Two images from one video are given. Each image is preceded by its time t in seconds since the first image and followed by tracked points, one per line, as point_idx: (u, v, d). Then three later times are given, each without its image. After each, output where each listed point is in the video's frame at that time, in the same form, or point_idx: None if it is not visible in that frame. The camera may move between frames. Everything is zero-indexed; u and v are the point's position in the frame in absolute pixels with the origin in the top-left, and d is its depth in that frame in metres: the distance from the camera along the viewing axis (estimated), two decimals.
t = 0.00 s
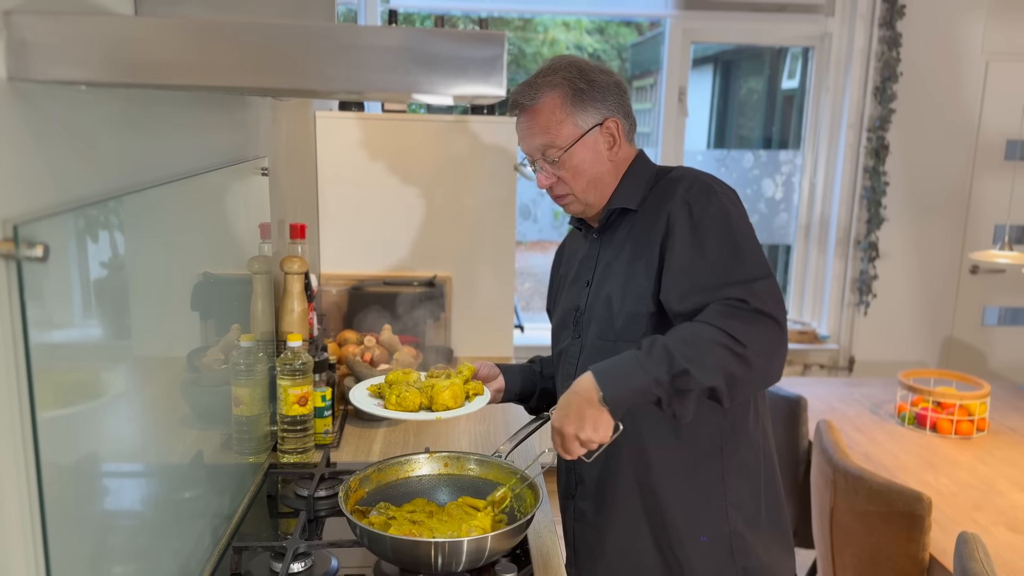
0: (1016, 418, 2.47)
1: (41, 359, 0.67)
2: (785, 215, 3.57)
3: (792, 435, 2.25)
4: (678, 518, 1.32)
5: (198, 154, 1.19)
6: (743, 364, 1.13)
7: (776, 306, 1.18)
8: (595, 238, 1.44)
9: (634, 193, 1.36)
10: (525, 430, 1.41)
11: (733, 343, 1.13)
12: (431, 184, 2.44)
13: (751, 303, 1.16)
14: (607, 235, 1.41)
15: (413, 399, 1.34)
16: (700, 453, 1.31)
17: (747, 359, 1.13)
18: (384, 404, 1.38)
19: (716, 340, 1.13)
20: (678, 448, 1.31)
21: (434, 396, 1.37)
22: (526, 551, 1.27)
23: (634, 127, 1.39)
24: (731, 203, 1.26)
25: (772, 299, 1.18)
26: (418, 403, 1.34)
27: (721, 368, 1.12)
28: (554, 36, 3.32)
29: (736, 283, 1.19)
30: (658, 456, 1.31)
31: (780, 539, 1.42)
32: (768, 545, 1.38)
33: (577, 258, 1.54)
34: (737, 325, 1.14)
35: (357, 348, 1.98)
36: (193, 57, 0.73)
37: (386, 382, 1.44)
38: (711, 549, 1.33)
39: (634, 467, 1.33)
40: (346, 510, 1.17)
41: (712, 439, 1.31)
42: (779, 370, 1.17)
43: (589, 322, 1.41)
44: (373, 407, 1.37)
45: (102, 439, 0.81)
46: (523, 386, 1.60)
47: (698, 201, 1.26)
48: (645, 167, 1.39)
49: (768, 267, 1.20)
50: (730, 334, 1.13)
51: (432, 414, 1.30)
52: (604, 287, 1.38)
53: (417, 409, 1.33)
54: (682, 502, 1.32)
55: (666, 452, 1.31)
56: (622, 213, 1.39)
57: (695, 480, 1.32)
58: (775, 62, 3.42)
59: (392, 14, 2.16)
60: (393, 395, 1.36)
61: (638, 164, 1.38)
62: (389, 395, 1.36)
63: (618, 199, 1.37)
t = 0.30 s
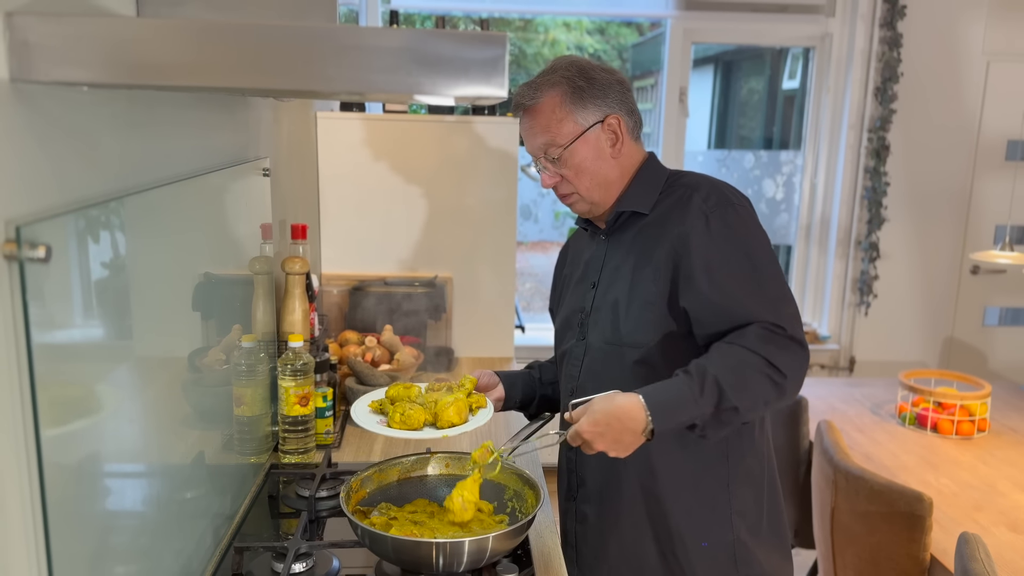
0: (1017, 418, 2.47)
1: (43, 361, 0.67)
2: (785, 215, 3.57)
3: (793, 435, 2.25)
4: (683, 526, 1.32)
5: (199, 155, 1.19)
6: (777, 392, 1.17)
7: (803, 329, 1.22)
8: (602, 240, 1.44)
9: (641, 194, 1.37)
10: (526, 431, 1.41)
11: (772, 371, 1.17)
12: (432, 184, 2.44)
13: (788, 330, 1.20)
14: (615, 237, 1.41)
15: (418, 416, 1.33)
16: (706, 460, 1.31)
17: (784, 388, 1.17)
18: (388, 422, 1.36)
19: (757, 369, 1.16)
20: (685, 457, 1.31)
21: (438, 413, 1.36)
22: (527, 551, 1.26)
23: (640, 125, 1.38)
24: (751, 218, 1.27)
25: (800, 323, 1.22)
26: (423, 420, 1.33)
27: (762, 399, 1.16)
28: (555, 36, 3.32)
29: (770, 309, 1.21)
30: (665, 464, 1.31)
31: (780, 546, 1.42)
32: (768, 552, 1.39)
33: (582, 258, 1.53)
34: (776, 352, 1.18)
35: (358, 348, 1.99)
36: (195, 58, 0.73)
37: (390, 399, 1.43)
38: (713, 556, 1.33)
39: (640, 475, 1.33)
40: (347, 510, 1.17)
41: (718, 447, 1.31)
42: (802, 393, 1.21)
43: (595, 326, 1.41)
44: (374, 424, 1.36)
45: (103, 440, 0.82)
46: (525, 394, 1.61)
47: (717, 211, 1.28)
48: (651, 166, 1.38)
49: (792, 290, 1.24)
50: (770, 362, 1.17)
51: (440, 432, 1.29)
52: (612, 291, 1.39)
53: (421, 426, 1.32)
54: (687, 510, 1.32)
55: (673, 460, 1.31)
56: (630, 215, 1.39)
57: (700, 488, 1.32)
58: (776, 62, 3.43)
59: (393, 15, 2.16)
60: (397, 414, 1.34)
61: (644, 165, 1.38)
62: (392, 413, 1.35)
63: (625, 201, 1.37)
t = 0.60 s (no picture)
0: (1018, 419, 2.47)
1: (44, 361, 0.67)
2: (786, 216, 3.57)
3: (794, 436, 2.25)
4: (685, 531, 1.32)
5: (200, 156, 1.19)
6: (779, 376, 1.17)
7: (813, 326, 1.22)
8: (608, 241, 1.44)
9: (647, 195, 1.36)
10: (526, 432, 1.41)
11: (777, 355, 1.17)
12: (432, 185, 2.44)
13: (798, 319, 1.20)
14: (619, 239, 1.41)
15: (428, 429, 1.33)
16: (709, 465, 1.32)
17: (786, 372, 1.17)
18: (398, 435, 1.39)
19: (759, 349, 1.17)
20: (687, 462, 1.31)
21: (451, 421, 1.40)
22: (526, 551, 1.26)
23: (645, 124, 1.37)
24: (760, 219, 1.27)
25: (812, 320, 1.22)
26: (439, 430, 1.37)
27: (761, 378, 1.16)
28: (556, 36, 3.32)
29: (778, 299, 1.22)
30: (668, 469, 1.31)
31: (781, 552, 1.43)
32: (770, 558, 1.39)
33: (587, 260, 1.53)
34: (781, 337, 1.18)
35: (359, 349, 1.99)
36: (196, 60, 0.74)
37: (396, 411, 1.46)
38: (715, 562, 1.33)
39: (642, 480, 1.33)
40: (347, 511, 1.18)
41: (721, 452, 1.32)
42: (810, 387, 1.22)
43: (599, 326, 1.41)
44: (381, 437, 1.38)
45: (103, 439, 0.82)
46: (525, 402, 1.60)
47: (726, 213, 1.27)
48: (656, 165, 1.38)
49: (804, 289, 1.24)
50: (774, 346, 1.17)
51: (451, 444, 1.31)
52: (616, 294, 1.39)
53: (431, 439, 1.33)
54: (690, 515, 1.32)
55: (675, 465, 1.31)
56: (635, 216, 1.39)
57: (701, 493, 1.32)
58: (776, 63, 3.43)
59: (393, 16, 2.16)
60: (407, 424, 1.39)
61: (649, 165, 1.38)
62: (403, 424, 1.38)
63: (630, 201, 1.37)
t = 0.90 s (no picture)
0: (1018, 419, 2.47)
1: (44, 360, 0.67)
2: (787, 216, 3.57)
3: (795, 436, 2.24)
4: (683, 535, 1.32)
5: (200, 156, 1.19)
6: (730, 354, 1.12)
7: (784, 315, 1.16)
8: (610, 242, 1.44)
9: (648, 195, 1.36)
10: (527, 433, 1.41)
11: (727, 331, 1.12)
12: (433, 185, 2.44)
13: (757, 300, 1.15)
14: (622, 240, 1.42)
15: (444, 427, 1.34)
16: (710, 469, 1.32)
17: (737, 349, 1.12)
18: (412, 433, 1.36)
19: (709, 320, 1.12)
20: (687, 466, 1.31)
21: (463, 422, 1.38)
22: (527, 551, 1.26)
23: (651, 124, 1.37)
24: (750, 215, 1.25)
25: (781, 308, 1.17)
26: (450, 430, 1.34)
27: (708, 350, 1.11)
28: (556, 36, 3.31)
29: (743, 280, 1.18)
30: (667, 472, 1.31)
31: (783, 556, 1.43)
32: (770, 562, 1.39)
33: (592, 262, 1.54)
34: (737, 315, 1.14)
35: (359, 349, 1.99)
36: (197, 61, 0.74)
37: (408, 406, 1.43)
38: (714, 566, 1.33)
39: (641, 483, 1.33)
40: (348, 511, 1.18)
41: (721, 456, 1.32)
42: (771, 376, 1.15)
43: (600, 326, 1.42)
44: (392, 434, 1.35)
45: (104, 439, 0.82)
46: (528, 403, 1.61)
47: (718, 209, 1.26)
48: (659, 165, 1.37)
49: (778, 278, 1.18)
50: (725, 321, 1.13)
51: (470, 442, 1.30)
52: (617, 295, 1.39)
53: (448, 437, 1.33)
54: (689, 519, 1.32)
55: (675, 469, 1.31)
56: (637, 216, 1.39)
57: (702, 497, 1.32)
58: (777, 63, 3.43)
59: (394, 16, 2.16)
60: (423, 425, 1.34)
61: (653, 165, 1.38)
62: (418, 423, 1.35)
63: (632, 201, 1.37)
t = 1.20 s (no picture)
0: (1019, 419, 2.47)
1: (44, 360, 0.67)
2: (787, 216, 3.57)
3: (796, 435, 2.24)
4: (680, 537, 1.31)
5: (200, 156, 1.19)
6: (704, 357, 1.13)
7: (763, 319, 1.16)
8: (612, 242, 1.44)
9: (648, 195, 1.36)
10: (527, 433, 1.41)
11: (701, 335, 1.13)
12: (433, 185, 2.44)
13: (733, 304, 1.14)
14: (622, 241, 1.42)
15: (450, 422, 1.34)
16: (707, 471, 1.32)
17: (710, 353, 1.12)
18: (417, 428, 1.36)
19: (683, 323, 1.13)
20: (684, 468, 1.31)
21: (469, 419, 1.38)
22: (527, 551, 1.26)
23: (654, 125, 1.36)
24: (745, 214, 1.23)
25: (761, 311, 1.16)
26: (455, 426, 1.34)
27: (680, 354, 1.12)
28: (556, 37, 3.31)
29: (724, 283, 1.17)
30: (662, 473, 1.31)
31: (784, 560, 1.43)
32: (770, 565, 1.38)
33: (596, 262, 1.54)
34: (711, 319, 1.14)
35: (360, 349, 1.99)
36: (197, 60, 0.74)
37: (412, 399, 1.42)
38: (712, 568, 1.33)
39: (638, 484, 1.33)
40: (348, 511, 1.17)
41: (719, 458, 1.31)
42: (748, 379, 1.15)
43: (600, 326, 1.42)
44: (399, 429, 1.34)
45: (105, 439, 0.82)
46: (534, 403, 1.62)
47: (710, 208, 1.25)
48: (660, 165, 1.37)
49: (763, 279, 1.17)
50: (699, 325, 1.13)
51: (476, 437, 1.30)
52: (616, 296, 1.40)
53: (453, 432, 1.33)
54: (686, 521, 1.31)
55: (671, 470, 1.31)
56: (637, 216, 1.39)
57: (699, 499, 1.32)
58: (777, 63, 3.42)
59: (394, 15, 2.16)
60: (429, 419, 1.34)
61: (654, 165, 1.37)
62: (423, 419, 1.35)
63: (631, 201, 1.37)
